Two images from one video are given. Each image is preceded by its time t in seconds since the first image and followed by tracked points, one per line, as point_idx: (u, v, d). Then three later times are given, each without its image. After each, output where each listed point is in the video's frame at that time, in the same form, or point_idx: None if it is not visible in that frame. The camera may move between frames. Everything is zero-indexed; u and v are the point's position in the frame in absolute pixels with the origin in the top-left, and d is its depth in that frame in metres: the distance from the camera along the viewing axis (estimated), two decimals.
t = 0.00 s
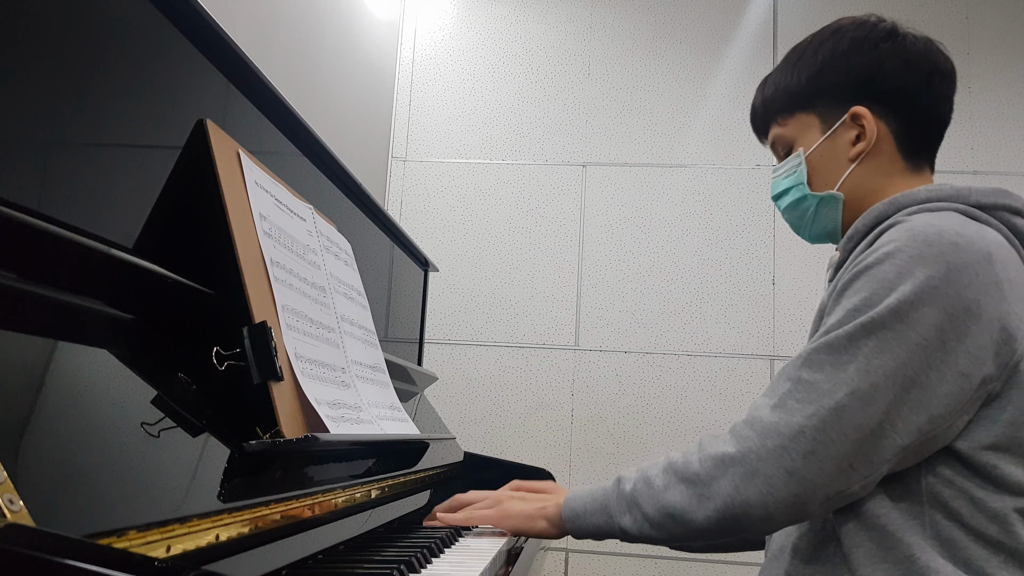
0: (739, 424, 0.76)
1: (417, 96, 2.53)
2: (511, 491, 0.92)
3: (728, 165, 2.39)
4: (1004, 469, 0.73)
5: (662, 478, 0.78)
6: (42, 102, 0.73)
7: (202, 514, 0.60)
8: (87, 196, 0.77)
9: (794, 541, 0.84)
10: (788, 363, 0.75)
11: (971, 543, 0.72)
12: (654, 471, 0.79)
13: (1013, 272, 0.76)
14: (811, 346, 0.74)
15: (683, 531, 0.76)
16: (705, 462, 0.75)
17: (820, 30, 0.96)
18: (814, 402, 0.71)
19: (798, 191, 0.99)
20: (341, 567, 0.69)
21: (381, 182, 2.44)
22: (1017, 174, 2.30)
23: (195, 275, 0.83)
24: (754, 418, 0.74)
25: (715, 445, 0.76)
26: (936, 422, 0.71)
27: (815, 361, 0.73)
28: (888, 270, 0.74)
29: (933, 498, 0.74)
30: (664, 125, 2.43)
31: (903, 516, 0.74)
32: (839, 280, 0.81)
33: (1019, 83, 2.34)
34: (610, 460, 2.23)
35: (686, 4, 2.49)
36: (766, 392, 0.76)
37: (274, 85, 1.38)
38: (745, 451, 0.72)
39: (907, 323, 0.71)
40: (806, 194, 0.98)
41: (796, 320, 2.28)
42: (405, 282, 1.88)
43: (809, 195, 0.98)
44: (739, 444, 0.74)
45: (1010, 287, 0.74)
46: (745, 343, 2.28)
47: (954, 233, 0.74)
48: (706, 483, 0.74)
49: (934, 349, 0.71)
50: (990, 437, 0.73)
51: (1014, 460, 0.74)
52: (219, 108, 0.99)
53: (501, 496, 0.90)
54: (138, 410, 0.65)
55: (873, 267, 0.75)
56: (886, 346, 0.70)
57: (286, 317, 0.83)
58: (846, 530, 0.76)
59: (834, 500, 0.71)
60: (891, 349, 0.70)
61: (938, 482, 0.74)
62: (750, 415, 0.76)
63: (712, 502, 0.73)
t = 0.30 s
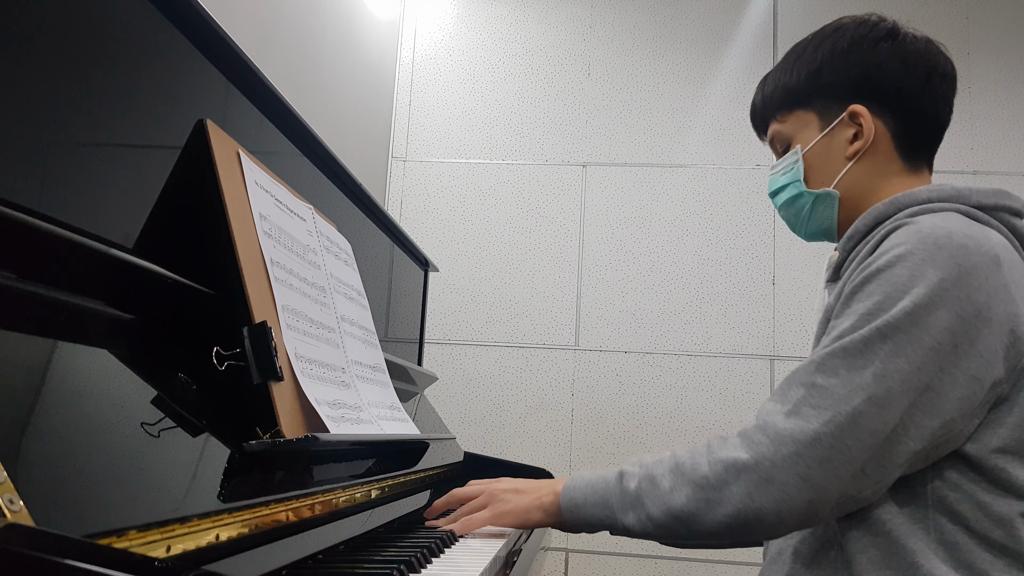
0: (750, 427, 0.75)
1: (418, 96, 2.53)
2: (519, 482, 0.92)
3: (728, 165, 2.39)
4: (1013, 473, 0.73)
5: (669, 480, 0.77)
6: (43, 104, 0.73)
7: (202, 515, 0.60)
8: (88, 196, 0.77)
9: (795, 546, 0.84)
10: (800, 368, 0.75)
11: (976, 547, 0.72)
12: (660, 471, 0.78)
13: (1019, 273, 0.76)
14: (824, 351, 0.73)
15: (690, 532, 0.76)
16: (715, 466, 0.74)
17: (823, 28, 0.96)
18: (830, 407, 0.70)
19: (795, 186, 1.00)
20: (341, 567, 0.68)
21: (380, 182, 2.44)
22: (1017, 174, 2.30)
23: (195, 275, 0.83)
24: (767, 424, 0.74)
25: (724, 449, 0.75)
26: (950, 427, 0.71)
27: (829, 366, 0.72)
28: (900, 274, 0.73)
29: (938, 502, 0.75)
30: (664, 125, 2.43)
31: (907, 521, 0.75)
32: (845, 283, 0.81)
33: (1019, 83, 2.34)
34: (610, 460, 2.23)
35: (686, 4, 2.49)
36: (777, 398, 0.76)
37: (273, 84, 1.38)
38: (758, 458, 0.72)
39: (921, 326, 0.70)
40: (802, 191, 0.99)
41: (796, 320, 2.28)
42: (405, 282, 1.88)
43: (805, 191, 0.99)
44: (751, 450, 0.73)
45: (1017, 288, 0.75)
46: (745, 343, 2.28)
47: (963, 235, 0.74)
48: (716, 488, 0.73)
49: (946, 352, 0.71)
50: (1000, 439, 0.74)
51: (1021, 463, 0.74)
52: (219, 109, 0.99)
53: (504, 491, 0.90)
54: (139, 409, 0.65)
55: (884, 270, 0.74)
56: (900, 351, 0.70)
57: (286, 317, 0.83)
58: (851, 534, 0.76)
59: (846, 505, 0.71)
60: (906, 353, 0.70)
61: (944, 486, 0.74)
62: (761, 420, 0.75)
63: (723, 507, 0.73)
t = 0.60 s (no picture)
0: (766, 440, 0.74)
1: (418, 96, 2.53)
2: (531, 489, 0.91)
3: (728, 165, 2.39)
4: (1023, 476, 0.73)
5: (686, 496, 0.76)
6: (41, 107, 0.73)
7: (202, 514, 0.60)
8: (87, 196, 0.77)
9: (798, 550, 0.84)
10: (815, 377, 0.73)
11: (983, 551, 0.73)
12: (676, 486, 0.77)
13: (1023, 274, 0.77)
14: (839, 360, 0.72)
15: (711, 548, 0.75)
16: (734, 482, 0.73)
17: (831, 24, 0.96)
18: (851, 416, 0.69)
19: (792, 180, 0.99)
20: (341, 567, 0.69)
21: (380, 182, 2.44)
22: (1017, 174, 2.30)
23: (195, 275, 0.83)
24: (785, 436, 0.72)
25: (742, 463, 0.74)
26: (967, 431, 0.72)
27: (847, 374, 0.71)
28: (912, 278, 0.73)
29: (947, 507, 0.75)
30: (664, 125, 2.43)
31: (915, 526, 0.75)
32: (852, 286, 0.81)
33: (1020, 83, 2.34)
34: (610, 461, 2.23)
35: (686, 4, 2.49)
36: (791, 406, 0.75)
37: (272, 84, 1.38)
38: (779, 473, 0.70)
39: (935, 331, 0.70)
40: (800, 184, 0.98)
41: (796, 320, 2.28)
42: (405, 282, 1.88)
43: (803, 185, 0.98)
44: (771, 463, 0.71)
45: None
46: (745, 343, 2.28)
47: (972, 238, 0.74)
48: (737, 503, 0.72)
49: (962, 356, 0.71)
50: (1013, 441, 0.74)
51: None
52: (219, 109, 0.99)
53: (515, 499, 0.90)
54: (139, 409, 0.65)
55: (897, 274, 0.74)
56: (917, 357, 0.70)
57: (286, 317, 0.83)
58: (859, 540, 0.76)
59: (865, 514, 0.71)
60: (924, 359, 0.70)
61: (953, 490, 0.75)
62: (778, 433, 0.73)
63: (745, 523, 0.72)
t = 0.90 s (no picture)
0: (768, 440, 0.74)
1: (418, 96, 2.53)
2: (530, 492, 0.91)
3: (728, 165, 2.39)
4: None
5: (687, 497, 0.76)
6: (42, 108, 0.73)
7: (203, 515, 0.60)
8: (87, 196, 0.77)
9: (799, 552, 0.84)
10: (818, 378, 0.73)
11: (985, 553, 0.73)
12: (677, 486, 0.77)
13: None
14: (841, 360, 0.72)
15: (712, 550, 0.75)
16: (736, 483, 0.73)
17: (831, 22, 0.96)
18: (852, 418, 0.69)
19: (793, 180, 0.99)
20: (341, 567, 0.69)
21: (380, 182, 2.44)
22: (1017, 174, 2.30)
23: (196, 275, 0.83)
24: (787, 437, 0.72)
25: (744, 463, 0.74)
26: (969, 432, 0.72)
27: (849, 375, 0.71)
28: (915, 278, 0.73)
29: (948, 508, 0.75)
30: (664, 125, 2.43)
31: (917, 528, 0.75)
32: (853, 286, 0.81)
33: (1020, 83, 2.34)
34: (610, 461, 2.23)
35: (686, 4, 2.49)
36: (793, 407, 0.74)
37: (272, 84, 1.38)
38: (781, 474, 0.70)
39: (938, 332, 0.70)
40: (801, 184, 0.98)
41: (796, 320, 2.28)
42: (405, 282, 1.88)
43: (804, 185, 0.98)
44: (772, 464, 0.71)
45: None
46: (745, 343, 2.28)
47: (973, 238, 0.74)
48: (738, 504, 0.72)
49: (964, 357, 0.71)
50: (1015, 442, 0.74)
51: None
52: (220, 109, 0.99)
53: (514, 501, 0.90)
54: (139, 410, 0.65)
55: (899, 274, 0.74)
56: (920, 358, 0.70)
57: (287, 317, 0.83)
58: (861, 542, 0.76)
59: (867, 515, 0.71)
60: (927, 360, 0.70)
61: (955, 492, 0.75)
62: (779, 433, 0.73)
63: (746, 524, 0.72)
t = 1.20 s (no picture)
0: (768, 441, 0.74)
1: (418, 96, 2.53)
2: (530, 492, 0.91)
3: (728, 165, 2.39)
4: None
5: (687, 497, 0.76)
6: (41, 108, 0.73)
7: (203, 515, 0.60)
8: (87, 196, 0.77)
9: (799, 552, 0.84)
10: (818, 379, 0.73)
11: (985, 553, 0.73)
12: (677, 487, 0.77)
13: None
14: (842, 362, 0.72)
15: (712, 550, 0.75)
16: (736, 483, 0.73)
17: (829, 22, 0.96)
18: (853, 418, 0.69)
19: (792, 180, 0.98)
20: (341, 567, 0.68)
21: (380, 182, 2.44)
22: (1017, 175, 2.30)
23: (196, 274, 0.83)
24: (788, 437, 0.72)
25: (745, 464, 0.74)
26: (970, 432, 0.72)
27: (850, 376, 0.71)
28: (916, 279, 0.73)
29: (949, 509, 0.75)
30: (664, 125, 2.43)
31: (917, 528, 0.75)
32: (854, 286, 0.80)
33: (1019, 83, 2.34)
34: (610, 461, 2.23)
35: (686, 4, 2.49)
36: (794, 407, 0.74)
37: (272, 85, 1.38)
38: (782, 475, 0.70)
39: (939, 333, 0.70)
40: (801, 184, 0.98)
41: (797, 320, 2.28)
42: (405, 283, 1.88)
43: (803, 185, 0.98)
44: (773, 465, 0.71)
45: None
46: (745, 343, 2.28)
47: (974, 239, 0.74)
48: (739, 505, 0.72)
49: (965, 358, 0.71)
50: (1016, 442, 0.74)
51: None
52: (219, 109, 0.99)
53: (514, 501, 0.90)
54: (139, 409, 0.65)
55: (899, 275, 0.74)
56: (921, 359, 0.70)
57: (287, 317, 0.83)
58: (862, 543, 0.76)
59: (868, 515, 0.71)
60: (928, 361, 0.70)
61: (955, 493, 0.75)
62: (781, 433, 0.73)
63: (747, 525, 0.72)
